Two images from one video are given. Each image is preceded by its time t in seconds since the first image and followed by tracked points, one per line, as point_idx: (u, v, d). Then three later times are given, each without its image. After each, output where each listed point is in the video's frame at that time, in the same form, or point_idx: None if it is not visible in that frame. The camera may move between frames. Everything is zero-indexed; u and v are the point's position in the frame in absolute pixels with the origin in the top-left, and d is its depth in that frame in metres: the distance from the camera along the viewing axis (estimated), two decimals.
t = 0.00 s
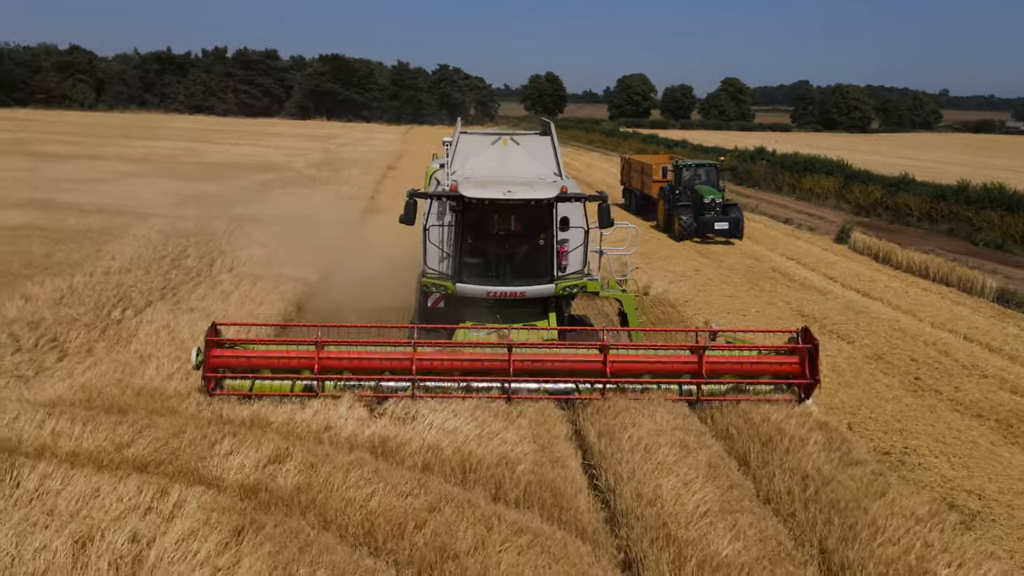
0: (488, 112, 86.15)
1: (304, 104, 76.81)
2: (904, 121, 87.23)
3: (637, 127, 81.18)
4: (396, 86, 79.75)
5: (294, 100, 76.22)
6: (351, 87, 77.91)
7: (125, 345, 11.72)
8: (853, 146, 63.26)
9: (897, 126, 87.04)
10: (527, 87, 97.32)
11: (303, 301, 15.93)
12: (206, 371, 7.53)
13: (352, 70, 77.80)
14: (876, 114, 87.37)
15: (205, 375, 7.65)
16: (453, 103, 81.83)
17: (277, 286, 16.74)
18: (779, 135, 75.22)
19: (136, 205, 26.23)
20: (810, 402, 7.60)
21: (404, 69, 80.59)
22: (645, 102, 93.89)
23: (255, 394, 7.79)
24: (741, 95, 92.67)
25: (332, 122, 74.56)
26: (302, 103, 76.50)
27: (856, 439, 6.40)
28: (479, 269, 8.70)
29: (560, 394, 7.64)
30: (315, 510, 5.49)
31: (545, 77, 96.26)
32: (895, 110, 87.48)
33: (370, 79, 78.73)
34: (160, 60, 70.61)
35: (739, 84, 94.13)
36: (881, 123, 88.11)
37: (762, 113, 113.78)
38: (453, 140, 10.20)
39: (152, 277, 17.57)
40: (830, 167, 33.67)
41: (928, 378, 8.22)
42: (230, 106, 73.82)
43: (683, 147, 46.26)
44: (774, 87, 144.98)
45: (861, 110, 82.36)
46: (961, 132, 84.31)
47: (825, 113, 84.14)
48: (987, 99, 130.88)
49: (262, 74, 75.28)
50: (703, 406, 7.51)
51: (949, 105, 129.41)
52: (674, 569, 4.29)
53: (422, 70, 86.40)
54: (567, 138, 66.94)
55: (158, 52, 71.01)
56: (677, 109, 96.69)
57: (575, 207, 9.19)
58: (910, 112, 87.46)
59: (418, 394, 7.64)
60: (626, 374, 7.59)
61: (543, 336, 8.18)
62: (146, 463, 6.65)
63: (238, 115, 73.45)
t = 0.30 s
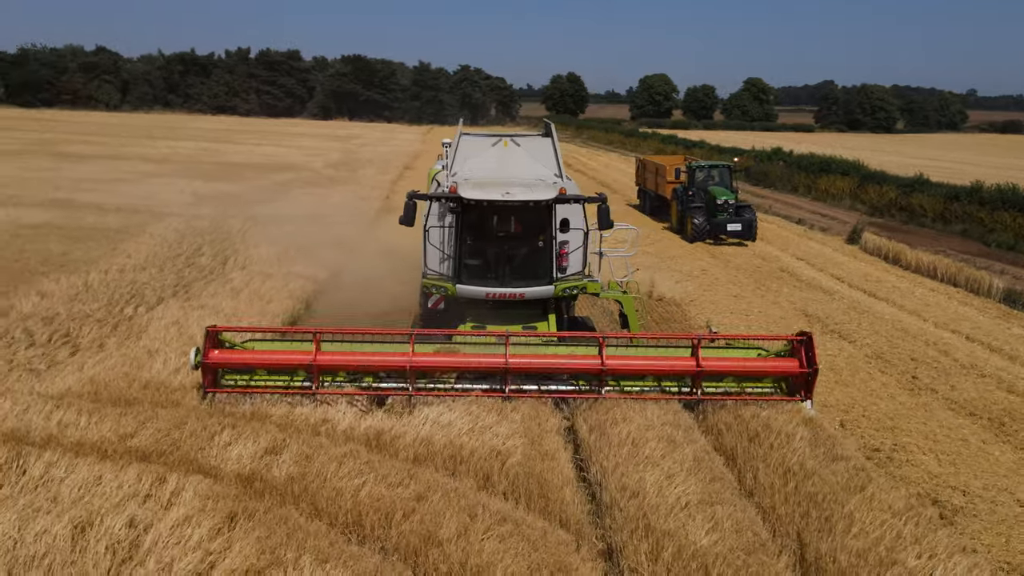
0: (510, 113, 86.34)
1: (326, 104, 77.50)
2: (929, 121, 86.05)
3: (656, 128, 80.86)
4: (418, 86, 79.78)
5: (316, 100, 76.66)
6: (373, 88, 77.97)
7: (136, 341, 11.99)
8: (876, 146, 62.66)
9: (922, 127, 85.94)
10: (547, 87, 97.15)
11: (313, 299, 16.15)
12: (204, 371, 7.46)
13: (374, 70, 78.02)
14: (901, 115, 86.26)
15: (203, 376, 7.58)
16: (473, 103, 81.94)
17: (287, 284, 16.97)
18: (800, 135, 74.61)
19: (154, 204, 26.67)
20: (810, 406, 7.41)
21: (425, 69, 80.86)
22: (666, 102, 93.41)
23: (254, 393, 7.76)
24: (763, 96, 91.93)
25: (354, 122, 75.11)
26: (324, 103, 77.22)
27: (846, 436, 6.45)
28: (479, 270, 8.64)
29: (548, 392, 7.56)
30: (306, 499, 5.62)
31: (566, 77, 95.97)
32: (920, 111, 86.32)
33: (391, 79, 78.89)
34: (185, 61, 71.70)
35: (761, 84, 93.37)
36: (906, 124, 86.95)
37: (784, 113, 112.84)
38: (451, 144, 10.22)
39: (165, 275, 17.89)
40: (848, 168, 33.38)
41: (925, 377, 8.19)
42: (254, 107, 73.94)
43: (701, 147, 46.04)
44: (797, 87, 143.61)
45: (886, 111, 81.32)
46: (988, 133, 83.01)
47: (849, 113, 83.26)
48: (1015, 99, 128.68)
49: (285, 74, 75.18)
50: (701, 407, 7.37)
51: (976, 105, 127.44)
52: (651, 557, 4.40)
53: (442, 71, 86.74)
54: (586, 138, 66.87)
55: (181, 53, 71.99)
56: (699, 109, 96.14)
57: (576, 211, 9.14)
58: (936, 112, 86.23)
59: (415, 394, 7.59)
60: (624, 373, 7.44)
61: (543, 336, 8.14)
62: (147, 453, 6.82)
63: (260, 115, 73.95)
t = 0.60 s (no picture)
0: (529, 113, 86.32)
1: (345, 105, 77.60)
2: (953, 121, 84.95)
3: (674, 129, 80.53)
4: (437, 87, 80.88)
5: (336, 100, 77.19)
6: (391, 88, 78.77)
7: (144, 336, 12.20)
8: (899, 146, 61.97)
9: (945, 127, 84.90)
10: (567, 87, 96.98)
11: (320, 297, 16.29)
12: (201, 370, 7.42)
13: (392, 70, 78.16)
14: (924, 115, 85.28)
15: (200, 375, 7.54)
16: (493, 103, 81.86)
17: (295, 281, 17.15)
18: (820, 136, 74.05)
19: (170, 202, 27.01)
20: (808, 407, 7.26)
21: (444, 69, 80.98)
22: (687, 102, 92.91)
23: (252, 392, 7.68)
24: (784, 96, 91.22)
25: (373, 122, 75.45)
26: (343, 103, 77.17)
27: (837, 433, 6.48)
28: (478, 270, 8.47)
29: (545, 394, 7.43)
30: (300, 488, 5.74)
31: (585, 77, 95.67)
32: (943, 111, 85.30)
33: (410, 80, 79.18)
34: (206, 62, 72.13)
35: (782, 84, 92.67)
36: (929, 124, 85.90)
37: (805, 114, 111.94)
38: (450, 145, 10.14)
39: (177, 272, 18.13)
40: (863, 168, 33.11)
41: (921, 374, 8.15)
42: (273, 107, 74.67)
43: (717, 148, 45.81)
44: (818, 87, 142.36)
45: (908, 111, 80.38)
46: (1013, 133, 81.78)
47: (871, 113, 82.38)
48: None
49: (304, 75, 76.85)
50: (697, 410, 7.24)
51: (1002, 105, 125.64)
52: (633, 546, 4.51)
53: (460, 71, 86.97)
54: (602, 138, 66.74)
55: (202, 53, 72.68)
56: (719, 109, 95.57)
57: (575, 211, 9.10)
58: (959, 112, 85.17)
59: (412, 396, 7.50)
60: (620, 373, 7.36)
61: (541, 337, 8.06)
62: (149, 443, 6.97)
63: (279, 115, 74.42)
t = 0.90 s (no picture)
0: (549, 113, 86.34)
1: (366, 104, 78.89)
2: (980, 122, 83.79)
3: (693, 129, 80.18)
4: (458, 86, 78.92)
5: (357, 100, 78.35)
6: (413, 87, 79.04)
7: (157, 330, 12.45)
8: (923, 147, 61.28)
9: (972, 127, 83.79)
10: (589, 87, 96.94)
11: (330, 294, 16.47)
12: (200, 370, 7.40)
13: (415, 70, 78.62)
14: (950, 115, 84.23)
15: (201, 373, 7.53)
16: (515, 103, 82.00)
17: (306, 278, 17.36)
18: (842, 137, 73.35)
19: (188, 201, 27.41)
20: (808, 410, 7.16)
21: (465, 69, 81.05)
22: (709, 102, 92.40)
23: (253, 389, 7.69)
24: (808, 96, 90.49)
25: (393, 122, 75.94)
26: (365, 103, 78.80)
27: (830, 428, 6.51)
28: (479, 270, 8.44)
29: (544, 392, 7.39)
30: (296, 475, 5.88)
31: (607, 76, 95.51)
32: (969, 111, 84.12)
33: (432, 79, 79.21)
34: (229, 62, 72.91)
35: (805, 84, 91.89)
36: (955, 124, 84.87)
37: (828, 114, 110.86)
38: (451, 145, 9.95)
39: (191, 268, 18.42)
40: (880, 168, 32.80)
41: (921, 372, 8.12)
42: (296, 107, 74.68)
43: (736, 148, 45.60)
44: (842, 87, 140.91)
45: (934, 111, 79.46)
46: None
47: (896, 113, 81.56)
48: None
49: (326, 75, 77.82)
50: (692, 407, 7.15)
51: None
52: (617, 533, 4.62)
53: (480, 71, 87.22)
54: (621, 138, 66.59)
55: (226, 53, 73.66)
56: (741, 109, 94.92)
57: (578, 209, 8.86)
58: (986, 112, 83.99)
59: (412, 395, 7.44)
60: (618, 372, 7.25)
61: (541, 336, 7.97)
62: (154, 431, 7.14)
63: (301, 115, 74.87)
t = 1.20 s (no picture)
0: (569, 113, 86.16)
1: (385, 105, 77.43)
2: (1005, 122, 82.69)
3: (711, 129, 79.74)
4: (476, 87, 77.05)
5: (376, 100, 77.65)
6: (432, 88, 76.86)
7: (168, 325, 12.66)
8: (945, 147, 60.60)
9: (996, 127, 82.73)
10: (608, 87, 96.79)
11: (339, 291, 16.60)
12: (201, 366, 7.43)
13: (433, 70, 76.26)
14: (973, 115, 83.19)
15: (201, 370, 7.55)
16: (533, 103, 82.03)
17: (316, 276, 17.54)
18: (864, 137, 72.63)
19: (205, 199, 27.75)
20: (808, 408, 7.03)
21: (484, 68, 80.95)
22: (729, 102, 92.15)
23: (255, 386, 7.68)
24: (829, 96, 89.79)
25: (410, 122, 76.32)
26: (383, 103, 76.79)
27: (824, 425, 6.55)
28: (480, 270, 8.30)
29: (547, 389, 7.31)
30: (296, 465, 6.00)
31: (626, 77, 95.24)
32: (994, 111, 82.90)
33: (450, 80, 76.94)
34: (249, 63, 73.62)
35: (826, 84, 91.06)
36: (979, 125, 83.81)
37: (849, 114, 109.63)
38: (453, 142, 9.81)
39: (205, 266, 18.66)
40: (895, 168, 32.51)
41: (921, 370, 8.09)
42: (316, 107, 74.49)
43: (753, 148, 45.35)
44: (865, 86, 139.34)
45: (958, 111, 78.54)
46: None
47: (919, 113, 80.78)
48: None
49: (347, 76, 76.83)
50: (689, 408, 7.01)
51: None
52: (604, 522, 4.71)
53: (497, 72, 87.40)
54: (638, 138, 66.37)
55: (246, 54, 74.45)
56: (761, 110, 94.30)
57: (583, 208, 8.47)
58: (1011, 112, 82.87)
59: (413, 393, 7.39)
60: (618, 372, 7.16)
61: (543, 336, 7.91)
62: (160, 421, 7.30)
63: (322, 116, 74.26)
